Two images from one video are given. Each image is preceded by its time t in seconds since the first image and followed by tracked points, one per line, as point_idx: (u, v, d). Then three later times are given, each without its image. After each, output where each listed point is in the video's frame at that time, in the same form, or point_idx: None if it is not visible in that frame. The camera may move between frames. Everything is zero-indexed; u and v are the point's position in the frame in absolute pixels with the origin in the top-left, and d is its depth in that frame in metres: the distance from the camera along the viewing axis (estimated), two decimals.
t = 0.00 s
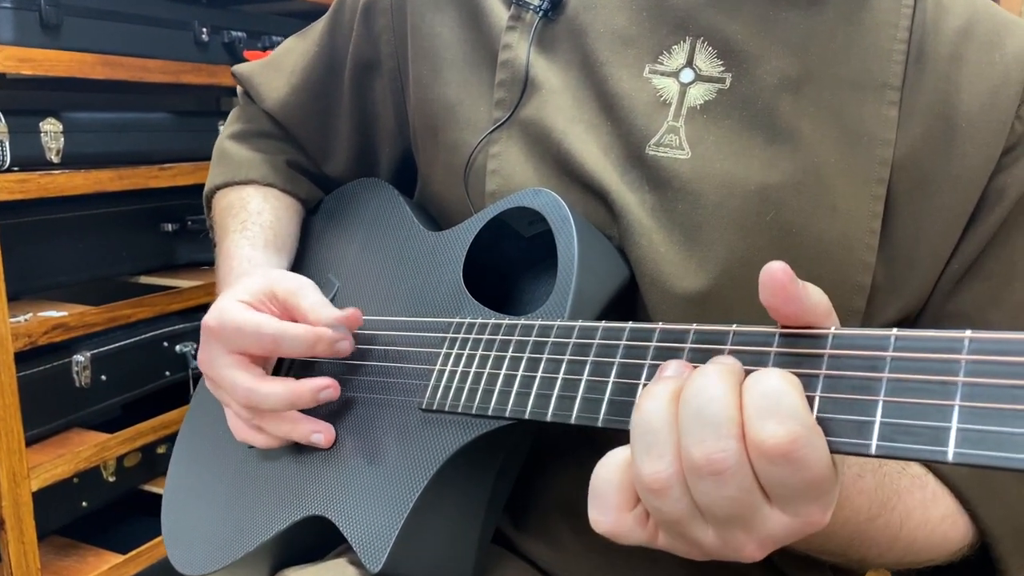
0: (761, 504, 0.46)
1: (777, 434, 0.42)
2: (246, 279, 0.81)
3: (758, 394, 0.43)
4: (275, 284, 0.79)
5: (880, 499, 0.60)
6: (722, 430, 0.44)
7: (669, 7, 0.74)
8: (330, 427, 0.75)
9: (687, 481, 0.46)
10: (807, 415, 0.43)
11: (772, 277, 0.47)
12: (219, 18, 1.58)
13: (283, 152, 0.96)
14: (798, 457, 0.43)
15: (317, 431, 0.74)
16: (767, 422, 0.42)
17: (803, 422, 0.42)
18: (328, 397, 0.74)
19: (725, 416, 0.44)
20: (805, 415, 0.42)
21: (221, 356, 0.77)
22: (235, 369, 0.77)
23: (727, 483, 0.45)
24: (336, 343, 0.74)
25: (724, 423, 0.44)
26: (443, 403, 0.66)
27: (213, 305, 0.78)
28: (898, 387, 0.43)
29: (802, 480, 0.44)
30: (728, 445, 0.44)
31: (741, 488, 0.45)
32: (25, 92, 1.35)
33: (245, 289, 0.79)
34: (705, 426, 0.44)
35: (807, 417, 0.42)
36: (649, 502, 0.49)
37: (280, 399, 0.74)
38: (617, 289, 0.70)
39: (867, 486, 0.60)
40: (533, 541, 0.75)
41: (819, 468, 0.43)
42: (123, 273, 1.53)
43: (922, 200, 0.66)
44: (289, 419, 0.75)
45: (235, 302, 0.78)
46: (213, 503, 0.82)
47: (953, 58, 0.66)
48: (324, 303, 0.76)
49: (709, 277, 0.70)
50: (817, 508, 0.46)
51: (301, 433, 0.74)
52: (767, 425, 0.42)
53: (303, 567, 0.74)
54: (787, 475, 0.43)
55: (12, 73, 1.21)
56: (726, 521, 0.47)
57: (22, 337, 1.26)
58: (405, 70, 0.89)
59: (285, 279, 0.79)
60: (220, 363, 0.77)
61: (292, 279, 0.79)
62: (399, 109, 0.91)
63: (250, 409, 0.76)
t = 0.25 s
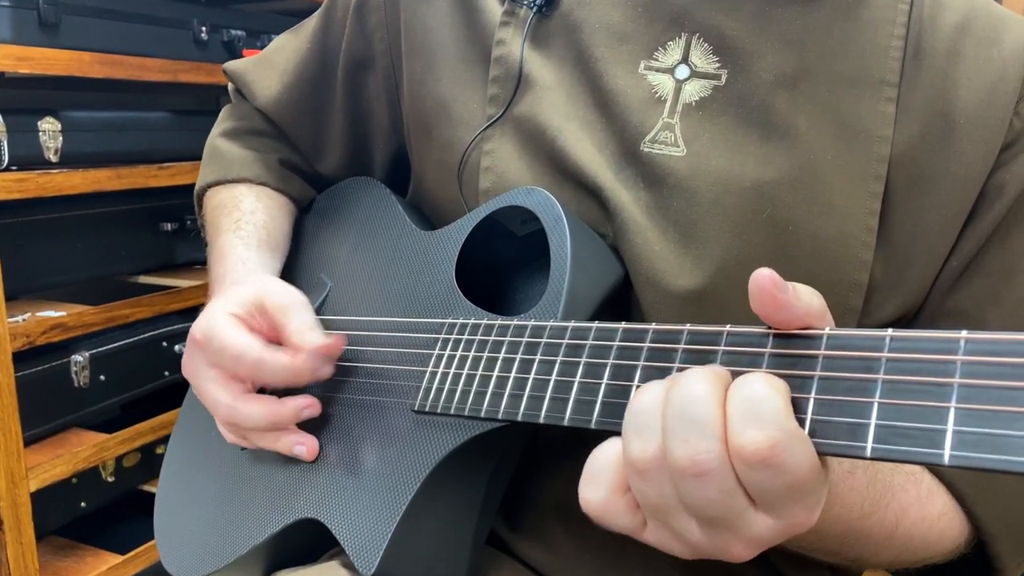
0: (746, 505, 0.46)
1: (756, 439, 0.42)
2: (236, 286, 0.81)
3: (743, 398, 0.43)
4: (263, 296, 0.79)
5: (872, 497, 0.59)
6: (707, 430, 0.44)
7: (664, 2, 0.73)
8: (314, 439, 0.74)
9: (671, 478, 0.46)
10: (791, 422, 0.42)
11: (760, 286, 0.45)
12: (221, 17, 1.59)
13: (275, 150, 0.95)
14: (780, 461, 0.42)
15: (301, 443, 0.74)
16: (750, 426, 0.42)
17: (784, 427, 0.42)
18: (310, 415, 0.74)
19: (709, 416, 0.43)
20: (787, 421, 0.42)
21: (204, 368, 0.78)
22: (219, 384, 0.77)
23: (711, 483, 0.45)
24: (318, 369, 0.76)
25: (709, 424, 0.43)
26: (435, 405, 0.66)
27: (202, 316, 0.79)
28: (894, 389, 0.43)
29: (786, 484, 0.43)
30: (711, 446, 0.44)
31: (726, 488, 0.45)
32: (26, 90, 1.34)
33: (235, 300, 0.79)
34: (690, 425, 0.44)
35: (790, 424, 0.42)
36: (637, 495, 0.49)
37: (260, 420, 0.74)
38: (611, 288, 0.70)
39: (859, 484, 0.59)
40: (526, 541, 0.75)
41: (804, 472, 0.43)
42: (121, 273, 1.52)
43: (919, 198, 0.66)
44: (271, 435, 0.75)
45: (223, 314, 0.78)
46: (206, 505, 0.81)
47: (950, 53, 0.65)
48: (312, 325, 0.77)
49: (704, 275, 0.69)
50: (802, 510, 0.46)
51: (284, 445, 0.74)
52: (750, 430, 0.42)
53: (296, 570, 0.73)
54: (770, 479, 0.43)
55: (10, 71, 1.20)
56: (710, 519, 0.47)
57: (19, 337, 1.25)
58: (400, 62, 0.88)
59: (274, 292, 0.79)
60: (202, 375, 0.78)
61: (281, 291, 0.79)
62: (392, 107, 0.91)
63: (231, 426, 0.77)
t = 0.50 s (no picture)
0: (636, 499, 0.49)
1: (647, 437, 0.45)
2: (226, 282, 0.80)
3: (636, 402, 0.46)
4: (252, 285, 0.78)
5: (825, 504, 0.60)
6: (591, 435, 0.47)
7: None
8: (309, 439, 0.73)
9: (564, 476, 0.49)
10: (685, 426, 0.45)
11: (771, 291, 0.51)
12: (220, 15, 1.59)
13: (269, 149, 0.94)
14: (667, 464, 0.45)
15: (295, 443, 0.73)
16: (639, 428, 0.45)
17: (672, 426, 0.45)
18: (300, 407, 0.73)
19: (591, 421, 0.47)
20: (679, 426, 0.45)
21: (194, 364, 0.77)
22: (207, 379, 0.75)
23: (596, 481, 0.48)
24: (293, 356, 0.73)
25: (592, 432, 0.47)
26: (429, 406, 0.64)
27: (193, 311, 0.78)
28: (894, 392, 0.41)
29: (672, 482, 0.47)
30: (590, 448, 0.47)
31: (607, 486, 0.48)
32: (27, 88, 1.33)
33: (225, 293, 0.78)
34: (570, 432, 0.47)
35: (682, 429, 0.45)
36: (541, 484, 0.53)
37: (248, 413, 0.72)
38: (608, 287, 0.68)
39: (809, 494, 0.59)
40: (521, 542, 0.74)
41: (691, 471, 0.46)
42: (122, 272, 1.52)
43: (921, 196, 0.65)
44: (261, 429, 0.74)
45: (215, 308, 0.76)
46: (200, 508, 0.81)
47: (953, 49, 0.64)
48: (290, 305, 0.74)
49: (701, 273, 0.68)
50: (692, 504, 0.49)
51: (278, 445, 0.73)
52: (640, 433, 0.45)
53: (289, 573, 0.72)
54: (659, 476, 0.46)
55: (10, 70, 1.19)
56: (597, 511, 0.50)
57: (19, 337, 1.25)
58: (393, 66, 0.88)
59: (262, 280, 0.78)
60: (193, 371, 0.76)
61: (269, 279, 0.78)
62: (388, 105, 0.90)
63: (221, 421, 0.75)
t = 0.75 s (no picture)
0: (651, 483, 0.47)
1: (666, 413, 0.43)
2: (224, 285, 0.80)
3: (654, 381, 0.44)
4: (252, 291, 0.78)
5: (832, 512, 0.60)
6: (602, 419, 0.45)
7: None
8: (308, 441, 0.73)
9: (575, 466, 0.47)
10: (700, 402, 0.43)
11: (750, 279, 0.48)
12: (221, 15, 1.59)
13: (268, 149, 0.94)
14: (686, 437, 0.43)
15: (294, 445, 0.73)
16: (656, 403, 0.43)
17: (692, 406, 0.43)
18: (291, 411, 0.73)
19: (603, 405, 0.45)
20: (697, 401, 0.43)
21: (188, 365, 0.76)
22: (200, 382, 0.75)
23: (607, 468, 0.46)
24: (293, 365, 0.72)
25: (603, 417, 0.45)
26: (429, 406, 0.64)
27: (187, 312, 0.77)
28: (896, 386, 0.41)
29: (692, 462, 0.44)
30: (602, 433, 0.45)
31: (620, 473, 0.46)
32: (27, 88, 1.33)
33: (221, 296, 0.78)
34: (582, 416, 0.45)
35: (699, 404, 0.43)
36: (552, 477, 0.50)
37: (239, 417, 0.72)
38: (607, 287, 0.68)
39: (816, 502, 0.59)
40: (519, 541, 0.74)
41: (709, 451, 0.44)
42: (123, 272, 1.52)
43: (920, 196, 0.64)
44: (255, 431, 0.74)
45: (208, 311, 0.76)
46: (200, 508, 0.81)
47: (952, 49, 0.64)
48: (293, 318, 0.74)
49: (699, 273, 0.68)
50: (711, 493, 0.47)
51: (277, 446, 0.73)
52: (657, 406, 0.43)
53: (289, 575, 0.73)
54: (676, 452, 0.44)
55: (12, 69, 1.19)
56: (613, 503, 0.48)
57: (20, 336, 1.25)
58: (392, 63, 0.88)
59: (262, 288, 0.78)
60: (186, 372, 0.76)
61: (264, 287, 0.78)
62: (386, 105, 0.90)
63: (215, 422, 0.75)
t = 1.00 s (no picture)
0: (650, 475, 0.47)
1: (670, 401, 0.43)
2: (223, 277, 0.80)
3: (659, 370, 0.44)
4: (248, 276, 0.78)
5: (835, 518, 0.60)
6: (605, 408, 0.45)
7: None
8: (312, 431, 0.74)
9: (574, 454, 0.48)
10: (703, 392, 0.43)
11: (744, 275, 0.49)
12: (224, 14, 1.60)
13: (269, 150, 0.95)
14: (688, 427, 0.43)
15: (299, 435, 0.73)
16: (660, 390, 0.44)
17: (697, 395, 0.43)
18: (307, 388, 0.75)
19: (608, 394, 0.45)
20: (700, 391, 0.43)
21: (197, 359, 0.76)
22: (211, 374, 0.76)
23: (607, 457, 0.46)
24: (303, 339, 0.74)
25: (606, 405, 0.45)
26: (432, 404, 0.64)
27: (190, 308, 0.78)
28: (898, 383, 0.41)
29: (692, 454, 0.44)
30: (604, 420, 0.45)
31: (620, 463, 0.46)
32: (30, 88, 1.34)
33: (221, 287, 0.78)
34: (585, 404, 0.46)
35: (702, 394, 0.43)
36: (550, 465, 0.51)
37: (259, 402, 0.73)
38: (607, 286, 0.69)
39: (821, 508, 0.59)
40: (519, 538, 0.75)
41: (710, 443, 0.44)
42: (125, 271, 1.52)
43: (918, 195, 0.65)
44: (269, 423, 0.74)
45: (213, 305, 0.76)
46: (202, 505, 0.81)
47: (950, 48, 0.64)
48: (294, 292, 0.75)
49: (699, 271, 0.68)
50: (709, 488, 0.47)
51: (283, 437, 0.73)
52: (661, 394, 0.43)
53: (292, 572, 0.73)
54: (677, 443, 0.44)
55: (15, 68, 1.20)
56: (611, 493, 0.48)
57: (24, 335, 1.25)
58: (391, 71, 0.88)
59: (258, 270, 0.78)
60: (196, 366, 0.76)
61: (263, 267, 0.78)
62: (386, 105, 0.90)
63: (227, 413, 0.75)
